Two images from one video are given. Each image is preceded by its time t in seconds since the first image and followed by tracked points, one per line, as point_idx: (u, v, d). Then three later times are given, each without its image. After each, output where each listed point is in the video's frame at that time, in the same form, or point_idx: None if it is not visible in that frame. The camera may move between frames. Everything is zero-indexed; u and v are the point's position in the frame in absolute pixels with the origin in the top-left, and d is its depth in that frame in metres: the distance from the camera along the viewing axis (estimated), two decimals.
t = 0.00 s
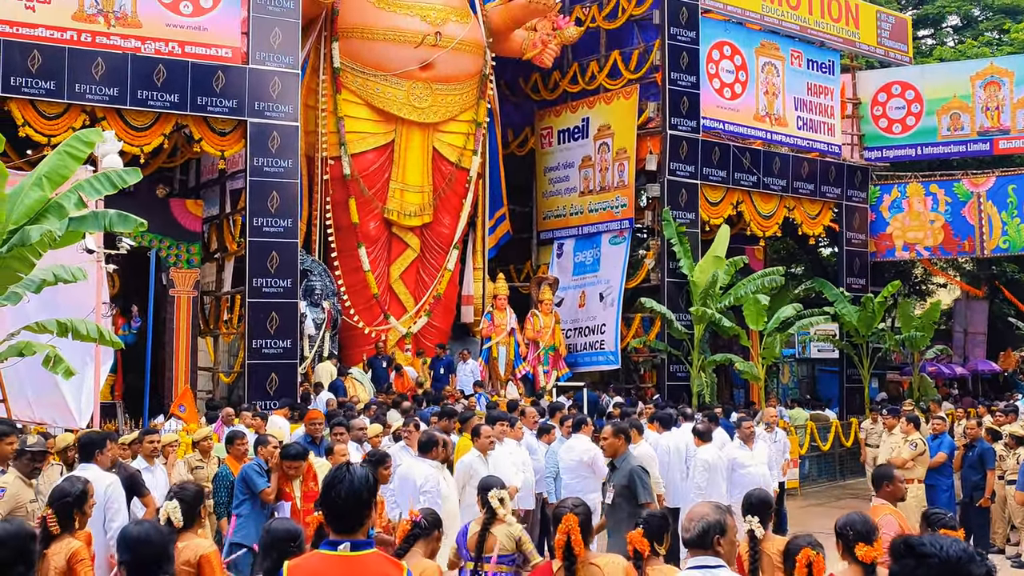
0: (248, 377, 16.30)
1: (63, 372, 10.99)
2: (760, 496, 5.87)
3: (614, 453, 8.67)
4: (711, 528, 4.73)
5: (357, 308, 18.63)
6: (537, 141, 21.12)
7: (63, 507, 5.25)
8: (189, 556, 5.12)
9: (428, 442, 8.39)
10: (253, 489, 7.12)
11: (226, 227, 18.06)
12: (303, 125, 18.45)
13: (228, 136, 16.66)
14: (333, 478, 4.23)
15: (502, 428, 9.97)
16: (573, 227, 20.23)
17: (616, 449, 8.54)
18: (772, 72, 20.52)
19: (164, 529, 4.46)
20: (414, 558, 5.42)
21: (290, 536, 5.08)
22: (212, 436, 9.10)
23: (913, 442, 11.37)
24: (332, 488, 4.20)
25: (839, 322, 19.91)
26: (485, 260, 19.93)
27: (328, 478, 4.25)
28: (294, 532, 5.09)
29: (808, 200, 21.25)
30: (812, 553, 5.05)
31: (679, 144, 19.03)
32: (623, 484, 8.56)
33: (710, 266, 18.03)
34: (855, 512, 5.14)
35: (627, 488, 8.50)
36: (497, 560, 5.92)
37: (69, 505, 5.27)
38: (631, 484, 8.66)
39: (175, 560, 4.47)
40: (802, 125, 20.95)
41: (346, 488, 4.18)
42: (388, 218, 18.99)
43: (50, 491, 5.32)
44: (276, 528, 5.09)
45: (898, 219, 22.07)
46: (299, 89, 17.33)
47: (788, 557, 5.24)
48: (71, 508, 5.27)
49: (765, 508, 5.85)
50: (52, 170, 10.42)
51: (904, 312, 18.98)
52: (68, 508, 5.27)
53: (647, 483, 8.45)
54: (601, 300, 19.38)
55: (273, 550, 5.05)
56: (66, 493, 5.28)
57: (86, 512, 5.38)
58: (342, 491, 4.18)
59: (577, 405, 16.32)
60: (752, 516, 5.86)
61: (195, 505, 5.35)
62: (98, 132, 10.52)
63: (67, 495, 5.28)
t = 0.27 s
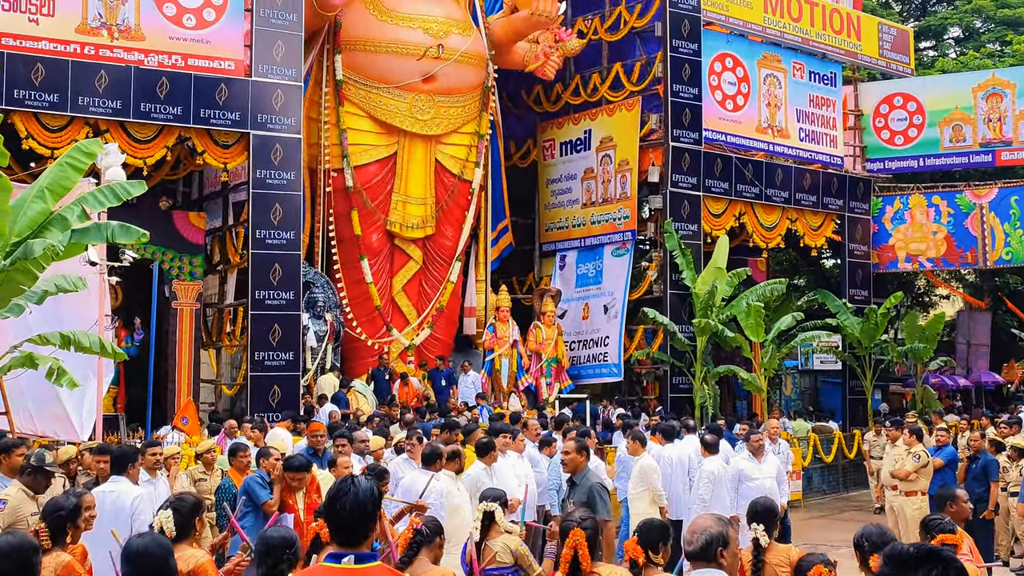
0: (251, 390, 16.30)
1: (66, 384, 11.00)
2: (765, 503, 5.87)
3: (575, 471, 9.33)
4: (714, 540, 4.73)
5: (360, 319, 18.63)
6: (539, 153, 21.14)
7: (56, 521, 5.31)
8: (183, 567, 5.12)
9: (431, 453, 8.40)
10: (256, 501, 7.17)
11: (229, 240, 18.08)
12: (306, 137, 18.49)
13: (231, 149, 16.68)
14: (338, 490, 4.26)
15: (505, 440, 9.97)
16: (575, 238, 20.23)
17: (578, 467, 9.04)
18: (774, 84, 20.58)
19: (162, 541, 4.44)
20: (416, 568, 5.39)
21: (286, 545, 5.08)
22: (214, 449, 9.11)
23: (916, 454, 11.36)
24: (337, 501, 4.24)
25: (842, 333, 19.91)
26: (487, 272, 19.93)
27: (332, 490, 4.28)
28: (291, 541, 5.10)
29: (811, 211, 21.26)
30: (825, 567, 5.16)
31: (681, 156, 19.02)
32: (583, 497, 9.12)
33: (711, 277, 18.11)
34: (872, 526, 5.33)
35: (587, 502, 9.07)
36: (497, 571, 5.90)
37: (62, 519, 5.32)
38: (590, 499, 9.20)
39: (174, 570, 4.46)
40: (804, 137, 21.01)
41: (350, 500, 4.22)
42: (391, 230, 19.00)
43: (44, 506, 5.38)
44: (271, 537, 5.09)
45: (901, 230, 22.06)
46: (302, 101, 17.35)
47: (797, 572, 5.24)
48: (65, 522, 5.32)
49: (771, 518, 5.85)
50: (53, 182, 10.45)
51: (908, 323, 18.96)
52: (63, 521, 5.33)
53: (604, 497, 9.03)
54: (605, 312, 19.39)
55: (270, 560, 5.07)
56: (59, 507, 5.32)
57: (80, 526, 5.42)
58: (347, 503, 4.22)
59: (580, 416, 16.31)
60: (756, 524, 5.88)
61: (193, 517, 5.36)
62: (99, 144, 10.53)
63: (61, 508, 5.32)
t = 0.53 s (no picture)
0: (253, 402, 16.29)
1: (69, 397, 11.00)
2: (772, 518, 5.86)
3: (525, 481, 8.23)
4: (717, 553, 4.74)
5: (363, 331, 18.64)
6: (542, 164, 21.16)
7: (55, 537, 5.35)
8: None
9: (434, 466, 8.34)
10: (258, 514, 7.11)
11: (232, 252, 18.10)
12: (309, 150, 18.52)
13: (233, 161, 16.70)
14: (341, 503, 4.53)
15: (507, 453, 9.96)
16: (578, 250, 20.24)
17: (527, 474, 8.03)
18: (776, 96, 20.62)
19: (163, 555, 4.44)
20: None
21: (285, 557, 5.08)
22: (218, 461, 9.11)
23: (919, 465, 11.35)
24: (341, 512, 4.50)
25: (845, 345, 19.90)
26: (490, 284, 19.94)
27: (335, 502, 4.56)
28: (291, 554, 5.10)
29: (813, 223, 21.27)
30: None
31: (683, 168, 19.05)
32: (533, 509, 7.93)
33: (712, 289, 18.08)
34: (877, 539, 5.32)
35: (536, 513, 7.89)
36: None
37: (59, 535, 5.36)
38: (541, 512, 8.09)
39: None
40: (807, 148, 21.05)
41: (354, 513, 4.48)
42: (394, 242, 19.01)
43: (42, 521, 5.41)
44: (273, 550, 5.09)
45: (903, 241, 22.09)
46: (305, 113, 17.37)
47: None
48: (63, 537, 5.35)
49: (778, 532, 5.84)
50: (57, 194, 10.48)
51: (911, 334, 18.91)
52: (60, 537, 5.36)
53: (557, 506, 7.87)
54: (609, 324, 19.38)
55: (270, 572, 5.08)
56: (56, 522, 5.36)
57: (78, 541, 5.45)
58: (351, 516, 4.47)
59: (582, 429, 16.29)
60: (765, 539, 5.86)
61: (198, 529, 5.37)
62: (101, 154, 10.56)
63: (58, 524, 5.36)
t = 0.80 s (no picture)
0: (256, 414, 16.29)
1: (71, 409, 11.00)
2: (778, 534, 5.83)
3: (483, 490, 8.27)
4: (721, 565, 4.74)
5: (366, 343, 18.64)
6: (544, 176, 21.17)
7: (66, 553, 5.37)
8: None
9: (437, 478, 8.33)
10: (259, 526, 7.11)
11: (234, 264, 18.11)
12: (312, 162, 18.55)
13: (237, 173, 16.70)
14: (344, 516, 4.83)
15: (510, 465, 9.95)
16: (581, 261, 20.24)
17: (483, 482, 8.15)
18: (779, 107, 20.66)
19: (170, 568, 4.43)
20: None
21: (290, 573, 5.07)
22: (221, 474, 9.10)
23: (922, 476, 11.33)
24: (344, 525, 4.80)
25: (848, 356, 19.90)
26: (493, 295, 19.94)
27: (338, 515, 4.85)
28: (296, 569, 5.08)
29: (816, 234, 21.26)
30: None
31: (686, 179, 19.08)
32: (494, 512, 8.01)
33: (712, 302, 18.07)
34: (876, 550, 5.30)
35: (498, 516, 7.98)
36: None
37: (71, 551, 5.39)
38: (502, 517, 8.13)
39: None
40: (809, 160, 21.08)
41: (356, 526, 4.77)
42: (396, 254, 19.02)
43: (53, 538, 5.42)
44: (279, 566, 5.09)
45: (906, 253, 22.14)
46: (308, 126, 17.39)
47: None
48: (74, 554, 5.38)
49: (784, 548, 5.82)
50: (60, 205, 10.49)
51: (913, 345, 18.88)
52: (71, 553, 5.39)
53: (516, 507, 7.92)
54: (613, 336, 19.37)
55: None
56: (69, 539, 5.38)
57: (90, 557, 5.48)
58: (353, 528, 4.77)
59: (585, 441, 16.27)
60: (770, 555, 5.84)
61: (204, 546, 5.39)
62: (105, 164, 10.56)
63: (70, 541, 5.38)
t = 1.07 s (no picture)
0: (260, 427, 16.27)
1: (74, 422, 10.98)
2: (780, 543, 5.82)
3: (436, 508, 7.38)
4: None
5: (369, 355, 18.63)
6: (547, 188, 21.18)
7: (77, 566, 5.37)
8: None
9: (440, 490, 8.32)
10: (257, 538, 7.23)
11: (237, 276, 18.11)
12: (315, 174, 18.57)
13: (240, 186, 16.69)
14: (348, 530, 5.02)
15: (513, 477, 9.94)
16: (584, 273, 20.25)
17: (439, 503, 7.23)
18: (781, 119, 20.70)
19: None
20: None
21: None
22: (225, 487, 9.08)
23: (926, 488, 11.31)
24: (348, 538, 4.99)
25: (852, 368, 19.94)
26: (496, 307, 19.94)
27: (343, 529, 5.04)
28: None
29: (819, 245, 21.25)
30: None
31: (689, 191, 19.08)
32: (450, 535, 7.22)
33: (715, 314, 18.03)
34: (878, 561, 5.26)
35: (455, 541, 7.20)
36: None
37: (83, 563, 5.39)
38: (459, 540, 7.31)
39: None
40: (812, 171, 21.10)
41: (360, 539, 4.98)
42: (399, 266, 19.03)
43: (66, 551, 5.44)
44: None
45: (909, 264, 22.09)
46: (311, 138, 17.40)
47: None
48: (85, 567, 5.37)
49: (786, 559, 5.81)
50: (66, 217, 10.45)
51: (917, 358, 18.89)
52: (83, 566, 5.39)
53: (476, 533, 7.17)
54: (617, 348, 19.35)
55: None
56: (81, 551, 5.39)
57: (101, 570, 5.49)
58: (357, 542, 4.98)
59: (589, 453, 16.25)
60: (773, 564, 5.84)
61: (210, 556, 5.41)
62: (112, 177, 10.52)
63: (82, 554, 5.39)
